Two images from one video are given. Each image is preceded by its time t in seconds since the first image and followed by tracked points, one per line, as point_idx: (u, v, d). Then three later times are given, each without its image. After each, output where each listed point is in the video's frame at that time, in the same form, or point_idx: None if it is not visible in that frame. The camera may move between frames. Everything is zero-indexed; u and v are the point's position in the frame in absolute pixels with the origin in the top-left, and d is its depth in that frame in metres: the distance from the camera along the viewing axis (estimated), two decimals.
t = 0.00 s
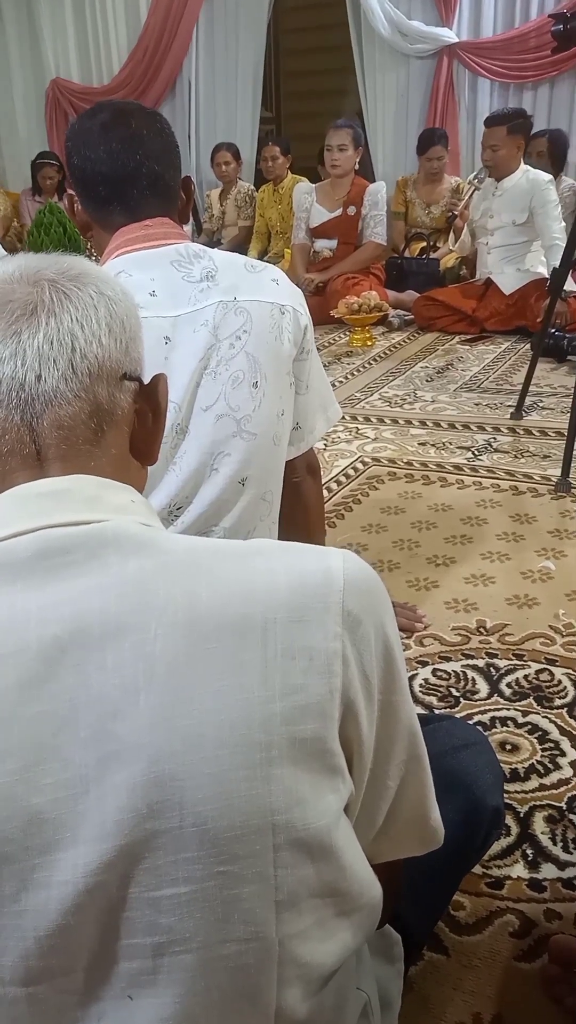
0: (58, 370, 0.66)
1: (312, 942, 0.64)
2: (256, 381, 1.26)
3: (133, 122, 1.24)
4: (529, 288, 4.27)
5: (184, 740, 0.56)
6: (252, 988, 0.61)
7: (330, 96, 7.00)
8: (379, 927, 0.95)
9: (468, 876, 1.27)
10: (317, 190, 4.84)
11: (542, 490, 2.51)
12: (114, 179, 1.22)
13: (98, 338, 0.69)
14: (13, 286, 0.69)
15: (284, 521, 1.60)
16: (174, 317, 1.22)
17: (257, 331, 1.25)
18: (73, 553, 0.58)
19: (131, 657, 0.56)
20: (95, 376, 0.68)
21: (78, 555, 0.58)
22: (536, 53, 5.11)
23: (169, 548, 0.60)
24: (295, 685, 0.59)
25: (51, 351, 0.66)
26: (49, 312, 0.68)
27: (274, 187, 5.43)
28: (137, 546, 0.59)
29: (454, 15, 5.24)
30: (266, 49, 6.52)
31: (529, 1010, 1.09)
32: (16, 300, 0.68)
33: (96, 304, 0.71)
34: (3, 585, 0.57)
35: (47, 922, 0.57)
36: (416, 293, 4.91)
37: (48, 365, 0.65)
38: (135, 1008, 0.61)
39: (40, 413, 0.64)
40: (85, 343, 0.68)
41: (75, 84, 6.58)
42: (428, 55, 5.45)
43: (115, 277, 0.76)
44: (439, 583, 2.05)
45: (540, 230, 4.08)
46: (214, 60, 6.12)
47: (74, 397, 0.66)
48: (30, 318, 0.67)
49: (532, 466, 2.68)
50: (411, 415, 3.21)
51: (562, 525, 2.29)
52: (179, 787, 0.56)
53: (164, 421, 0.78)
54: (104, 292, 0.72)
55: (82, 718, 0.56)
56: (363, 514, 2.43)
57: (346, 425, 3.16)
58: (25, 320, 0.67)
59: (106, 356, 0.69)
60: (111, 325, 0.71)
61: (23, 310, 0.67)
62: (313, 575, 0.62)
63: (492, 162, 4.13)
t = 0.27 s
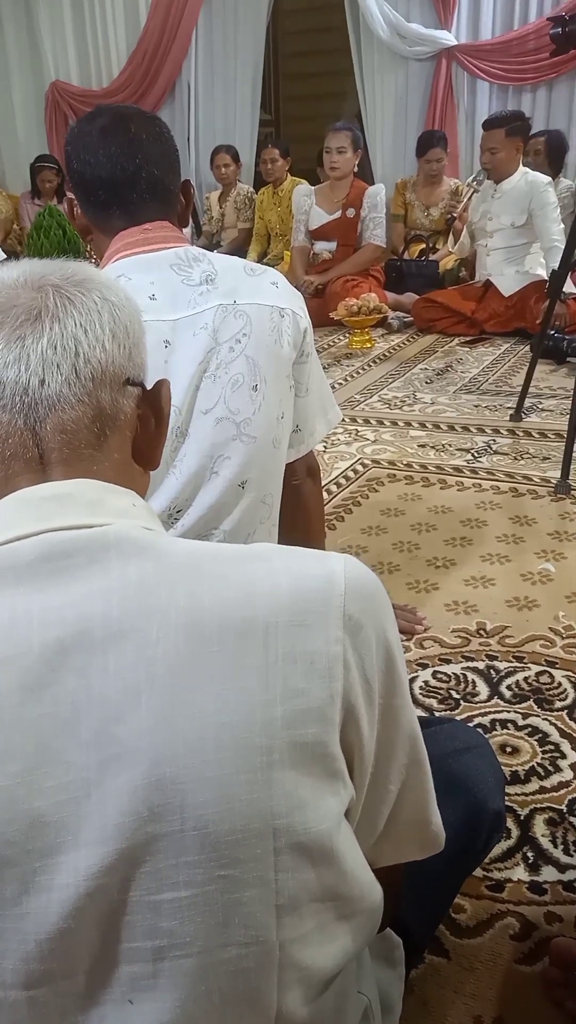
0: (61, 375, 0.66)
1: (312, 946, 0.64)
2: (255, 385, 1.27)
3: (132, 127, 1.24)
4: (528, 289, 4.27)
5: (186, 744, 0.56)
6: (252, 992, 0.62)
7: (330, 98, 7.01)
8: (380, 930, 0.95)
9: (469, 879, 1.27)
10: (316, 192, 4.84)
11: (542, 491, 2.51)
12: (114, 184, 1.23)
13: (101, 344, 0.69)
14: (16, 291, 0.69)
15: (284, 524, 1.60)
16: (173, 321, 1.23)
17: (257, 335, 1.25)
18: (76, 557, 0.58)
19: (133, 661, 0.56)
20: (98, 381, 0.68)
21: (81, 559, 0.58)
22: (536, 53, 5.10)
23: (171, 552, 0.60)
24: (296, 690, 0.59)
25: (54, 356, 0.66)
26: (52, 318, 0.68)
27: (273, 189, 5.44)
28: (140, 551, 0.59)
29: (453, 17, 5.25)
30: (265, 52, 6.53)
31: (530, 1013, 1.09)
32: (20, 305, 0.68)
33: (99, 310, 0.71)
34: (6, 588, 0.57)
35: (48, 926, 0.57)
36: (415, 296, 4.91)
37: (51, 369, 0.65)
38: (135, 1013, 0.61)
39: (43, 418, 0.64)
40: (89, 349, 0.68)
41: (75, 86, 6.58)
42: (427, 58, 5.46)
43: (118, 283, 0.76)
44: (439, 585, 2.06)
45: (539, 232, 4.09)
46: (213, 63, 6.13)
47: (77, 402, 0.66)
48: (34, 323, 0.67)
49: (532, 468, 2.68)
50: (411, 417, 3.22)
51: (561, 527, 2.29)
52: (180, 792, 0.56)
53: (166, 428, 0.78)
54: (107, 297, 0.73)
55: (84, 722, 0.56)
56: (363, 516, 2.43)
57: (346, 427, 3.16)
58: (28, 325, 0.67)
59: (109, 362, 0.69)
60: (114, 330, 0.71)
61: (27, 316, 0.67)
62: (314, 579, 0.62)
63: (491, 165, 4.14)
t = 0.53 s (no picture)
0: (60, 376, 0.66)
1: (312, 947, 0.64)
2: (254, 386, 1.27)
3: (130, 129, 1.24)
4: (527, 291, 4.28)
5: (184, 744, 0.56)
6: (252, 991, 0.62)
7: (329, 101, 7.02)
8: (380, 930, 0.95)
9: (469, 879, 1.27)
10: (315, 194, 4.85)
11: (541, 492, 2.52)
12: (112, 186, 1.23)
13: (99, 344, 0.68)
14: (14, 291, 0.68)
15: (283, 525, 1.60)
16: (172, 323, 1.23)
17: (256, 336, 1.26)
18: (74, 557, 0.58)
19: (132, 661, 0.56)
20: (96, 383, 0.67)
21: (80, 559, 0.58)
22: (534, 55, 5.12)
23: (171, 550, 0.61)
24: (296, 691, 0.59)
25: (53, 357, 0.66)
26: (50, 318, 0.67)
27: (272, 192, 5.45)
28: (139, 551, 0.59)
29: (451, 20, 5.26)
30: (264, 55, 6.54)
31: (530, 1013, 1.09)
32: (17, 305, 0.67)
33: (98, 310, 0.69)
34: (5, 586, 0.57)
35: (48, 926, 0.58)
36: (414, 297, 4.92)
37: (49, 372, 0.65)
38: (135, 1012, 0.61)
39: (41, 419, 0.65)
40: (87, 350, 0.67)
41: (74, 89, 6.59)
42: (425, 60, 5.47)
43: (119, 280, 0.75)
44: (438, 585, 2.06)
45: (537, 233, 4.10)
46: (212, 67, 6.14)
47: (75, 404, 0.66)
48: (32, 324, 0.67)
49: (531, 469, 2.68)
50: (410, 418, 3.22)
51: (560, 527, 2.30)
52: (179, 793, 0.56)
53: (167, 425, 0.76)
54: (105, 296, 0.71)
55: (83, 722, 0.56)
56: (362, 516, 2.43)
57: (345, 428, 3.16)
58: (26, 326, 0.66)
59: (108, 362, 0.68)
60: (113, 331, 0.70)
61: (24, 316, 0.67)
62: (312, 580, 0.62)
63: (489, 167, 4.15)
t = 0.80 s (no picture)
0: (59, 376, 0.66)
1: (312, 946, 0.64)
2: (255, 386, 1.27)
3: (131, 130, 1.24)
4: (527, 292, 4.29)
5: (182, 740, 0.56)
6: (251, 988, 0.62)
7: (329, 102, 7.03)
8: (380, 930, 0.95)
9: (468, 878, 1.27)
10: (316, 195, 4.85)
11: (541, 492, 2.52)
12: (113, 187, 1.23)
13: (99, 344, 0.69)
14: (15, 291, 0.69)
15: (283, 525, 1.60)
16: (173, 322, 1.23)
17: (256, 336, 1.26)
18: (72, 556, 0.59)
19: (130, 659, 0.57)
20: (97, 382, 0.68)
21: (78, 558, 0.59)
22: (533, 57, 5.12)
23: (168, 548, 0.61)
24: (293, 689, 0.60)
25: (53, 357, 0.66)
26: (51, 319, 0.68)
27: (272, 193, 5.45)
28: (136, 550, 0.60)
29: (451, 22, 5.27)
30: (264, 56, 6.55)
31: (529, 1011, 1.09)
32: (18, 306, 0.68)
33: (98, 310, 0.70)
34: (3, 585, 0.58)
35: (48, 924, 0.58)
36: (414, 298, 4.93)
37: (49, 371, 0.66)
38: (134, 1010, 0.61)
39: (41, 418, 0.66)
40: (87, 350, 0.68)
41: (75, 90, 6.60)
42: (425, 61, 5.48)
43: (118, 281, 0.76)
44: (438, 585, 2.06)
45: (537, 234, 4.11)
46: (213, 68, 6.15)
47: (75, 403, 0.67)
48: (33, 324, 0.67)
49: (530, 470, 2.69)
50: (410, 419, 3.23)
51: (559, 528, 2.30)
52: (178, 790, 0.57)
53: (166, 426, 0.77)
54: (105, 297, 0.72)
55: (82, 720, 0.56)
56: (362, 517, 2.44)
57: (345, 429, 3.17)
58: (27, 326, 0.67)
59: (108, 362, 0.69)
60: (113, 331, 0.70)
61: (25, 317, 0.68)
62: (310, 577, 0.62)
63: (488, 169, 4.16)
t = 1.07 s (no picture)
0: (70, 374, 0.66)
1: (313, 944, 0.64)
2: (254, 385, 1.27)
3: (131, 130, 1.24)
4: (527, 291, 4.28)
5: (182, 736, 0.56)
6: (250, 987, 0.62)
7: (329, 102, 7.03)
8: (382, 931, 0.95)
9: (469, 878, 1.27)
10: (316, 195, 4.85)
11: (541, 492, 2.52)
12: (112, 186, 1.23)
13: (110, 343, 0.69)
14: (28, 290, 0.69)
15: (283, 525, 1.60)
16: (173, 322, 1.24)
17: (256, 336, 1.26)
18: (76, 553, 0.59)
19: (133, 656, 0.57)
20: (106, 381, 0.68)
21: (82, 554, 0.59)
22: (533, 57, 5.12)
23: (172, 546, 0.61)
24: (297, 685, 0.60)
25: (63, 354, 0.66)
26: (62, 317, 0.68)
27: (272, 193, 5.45)
28: (141, 548, 0.60)
29: (451, 22, 5.27)
30: (264, 57, 6.55)
31: (530, 1011, 1.09)
32: (30, 305, 0.68)
33: (109, 310, 0.71)
34: (10, 581, 0.58)
35: (47, 916, 0.58)
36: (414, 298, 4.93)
37: (60, 369, 0.66)
38: (132, 1006, 0.61)
39: (50, 415, 0.65)
40: (97, 348, 0.68)
41: (74, 90, 6.60)
42: (426, 61, 5.47)
43: (129, 283, 0.76)
44: (438, 586, 2.06)
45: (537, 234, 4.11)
46: (213, 68, 6.15)
47: (85, 401, 0.67)
48: (44, 323, 0.68)
49: (531, 469, 2.68)
50: (410, 419, 3.22)
51: (560, 528, 2.30)
52: (178, 787, 0.56)
53: (173, 429, 0.77)
54: (116, 297, 0.73)
55: (84, 715, 0.56)
56: (363, 517, 2.44)
57: (345, 429, 3.17)
58: (39, 325, 0.67)
59: (118, 361, 0.69)
60: (123, 330, 0.71)
61: (37, 316, 0.68)
62: (313, 575, 0.62)
63: (488, 170, 4.16)
